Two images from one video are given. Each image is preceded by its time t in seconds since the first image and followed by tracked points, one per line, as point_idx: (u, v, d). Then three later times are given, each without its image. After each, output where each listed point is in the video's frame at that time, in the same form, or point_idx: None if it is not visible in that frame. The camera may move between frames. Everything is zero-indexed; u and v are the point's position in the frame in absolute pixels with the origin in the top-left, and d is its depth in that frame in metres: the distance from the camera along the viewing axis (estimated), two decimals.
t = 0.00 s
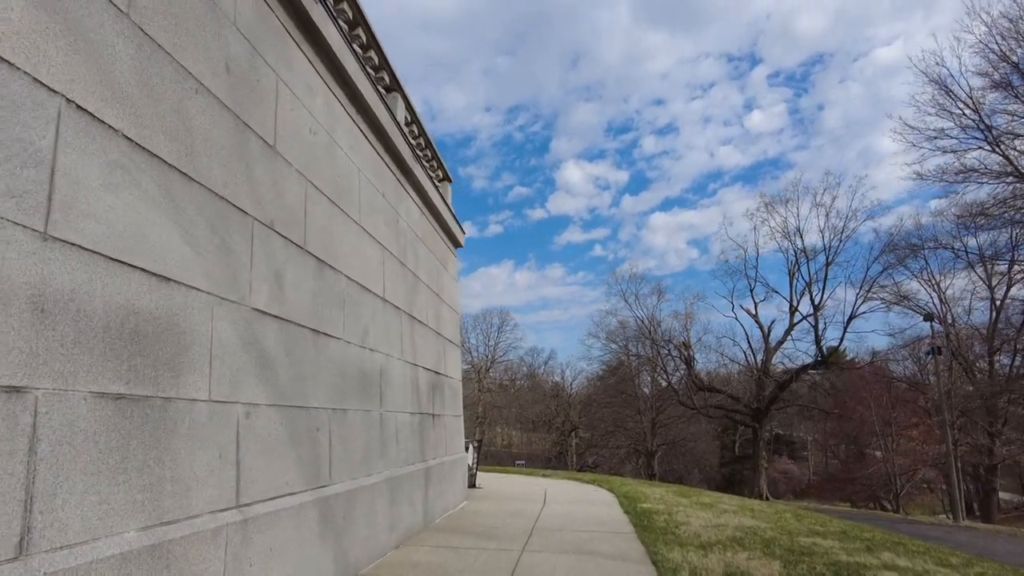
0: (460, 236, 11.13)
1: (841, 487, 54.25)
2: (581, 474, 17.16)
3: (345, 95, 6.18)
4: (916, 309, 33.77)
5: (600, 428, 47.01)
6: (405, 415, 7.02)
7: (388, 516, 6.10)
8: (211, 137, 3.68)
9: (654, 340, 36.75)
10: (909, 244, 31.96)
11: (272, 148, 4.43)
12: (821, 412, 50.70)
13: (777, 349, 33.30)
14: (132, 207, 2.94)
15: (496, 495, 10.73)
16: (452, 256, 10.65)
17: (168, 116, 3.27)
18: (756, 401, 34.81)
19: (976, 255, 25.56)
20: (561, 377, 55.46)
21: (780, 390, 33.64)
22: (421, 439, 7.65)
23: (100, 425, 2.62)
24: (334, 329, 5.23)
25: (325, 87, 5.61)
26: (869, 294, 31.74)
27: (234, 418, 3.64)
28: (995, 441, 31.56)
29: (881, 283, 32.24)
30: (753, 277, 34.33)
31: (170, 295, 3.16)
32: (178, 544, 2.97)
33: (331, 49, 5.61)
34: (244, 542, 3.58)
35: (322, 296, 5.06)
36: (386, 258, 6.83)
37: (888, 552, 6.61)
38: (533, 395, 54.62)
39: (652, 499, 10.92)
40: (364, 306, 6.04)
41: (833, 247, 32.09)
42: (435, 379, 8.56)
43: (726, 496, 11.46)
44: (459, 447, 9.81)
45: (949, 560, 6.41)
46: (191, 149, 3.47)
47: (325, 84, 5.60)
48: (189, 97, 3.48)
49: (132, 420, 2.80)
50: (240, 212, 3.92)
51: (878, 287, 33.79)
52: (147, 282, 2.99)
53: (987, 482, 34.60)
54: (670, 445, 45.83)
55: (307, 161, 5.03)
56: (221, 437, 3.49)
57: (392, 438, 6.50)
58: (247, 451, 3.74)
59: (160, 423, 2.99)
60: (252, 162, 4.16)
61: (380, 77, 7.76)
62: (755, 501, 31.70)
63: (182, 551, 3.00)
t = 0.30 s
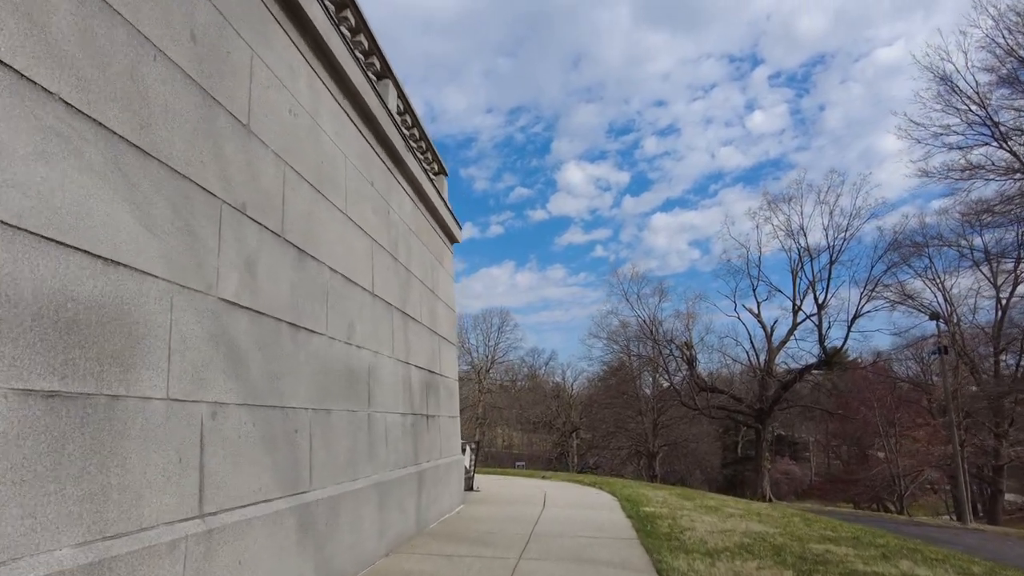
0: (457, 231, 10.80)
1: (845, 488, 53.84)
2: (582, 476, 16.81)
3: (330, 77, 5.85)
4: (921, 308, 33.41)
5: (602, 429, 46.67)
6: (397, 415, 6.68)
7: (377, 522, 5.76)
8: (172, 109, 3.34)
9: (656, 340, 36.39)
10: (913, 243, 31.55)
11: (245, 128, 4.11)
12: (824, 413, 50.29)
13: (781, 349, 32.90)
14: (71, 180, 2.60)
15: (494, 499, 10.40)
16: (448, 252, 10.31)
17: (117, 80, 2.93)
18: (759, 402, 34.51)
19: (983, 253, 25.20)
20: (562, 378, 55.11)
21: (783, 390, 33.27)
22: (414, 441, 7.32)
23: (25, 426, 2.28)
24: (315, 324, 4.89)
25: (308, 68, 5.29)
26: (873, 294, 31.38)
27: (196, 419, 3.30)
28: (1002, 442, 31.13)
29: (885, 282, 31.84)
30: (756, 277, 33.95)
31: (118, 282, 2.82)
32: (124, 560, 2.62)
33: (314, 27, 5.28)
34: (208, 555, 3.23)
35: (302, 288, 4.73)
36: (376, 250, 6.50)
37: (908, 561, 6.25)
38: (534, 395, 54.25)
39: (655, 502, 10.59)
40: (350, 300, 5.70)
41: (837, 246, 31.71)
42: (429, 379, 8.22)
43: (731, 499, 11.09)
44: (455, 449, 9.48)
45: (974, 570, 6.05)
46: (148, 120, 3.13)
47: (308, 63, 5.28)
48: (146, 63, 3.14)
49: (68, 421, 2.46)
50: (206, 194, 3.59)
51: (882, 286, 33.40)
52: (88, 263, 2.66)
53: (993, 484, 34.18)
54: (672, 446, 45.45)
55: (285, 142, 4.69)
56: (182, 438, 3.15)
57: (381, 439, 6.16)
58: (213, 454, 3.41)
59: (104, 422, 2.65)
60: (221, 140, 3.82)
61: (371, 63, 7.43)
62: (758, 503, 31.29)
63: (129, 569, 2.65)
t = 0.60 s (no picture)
0: (454, 226, 10.44)
1: (847, 489, 53.44)
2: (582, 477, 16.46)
3: (316, 55, 5.51)
4: (926, 307, 33.03)
5: (602, 429, 46.30)
6: (387, 415, 6.32)
7: (364, 529, 5.40)
8: (129, 72, 2.99)
9: (657, 340, 35.98)
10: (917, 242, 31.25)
11: (217, 101, 3.76)
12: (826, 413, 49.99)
13: (784, 348, 32.58)
14: None
15: (491, 502, 10.04)
16: (445, 246, 9.95)
17: (54, 31, 2.57)
18: (761, 402, 34.16)
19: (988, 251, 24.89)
20: (563, 378, 54.73)
21: (786, 390, 32.98)
22: (407, 442, 6.96)
23: None
24: (296, 316, 4.53)
25: (291, 43, 4.94)
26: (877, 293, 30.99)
27: (153, 420, 2.93)
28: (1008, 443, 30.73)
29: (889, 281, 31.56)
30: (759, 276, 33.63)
31: (54, 268, 2.47)
32: None
33: None
34: (166, 572, 2.87)
35: (281, 277, 4.38)
36: (366, 241, 6.15)
37: (929, 570, 5.90)
38: (535, 395, 53.93)
39: (658, 505, 10.23)
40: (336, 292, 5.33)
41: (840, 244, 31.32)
42: (423, 376, 7.86)
43: (737, 501, 10.78)
44: (451, 450, 9.12)
45: None
46: (98, 81, 2.77)
47: (291, 38, 4.93)
48: (93, 19, 2.79)
49: None
50: (168, 169, 3.24)
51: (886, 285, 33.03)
52: (16, 238, 2.30)
53: (999, 485, 33.79)
54: (673, 447, 45.13)
55: (265, 121, 4.35)
56: (134, 440, 2.79)
57: (370, 440, 5.81)
58: (173, 457, 3.05)
59: (31, 419, 2.29)
60: (188, 111, 3.45)
61: (362, 45, 7.09)
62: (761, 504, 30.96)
63: None
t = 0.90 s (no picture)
0: (449, 222, 10.12)
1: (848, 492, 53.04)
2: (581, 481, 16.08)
3: (299, 32, 5.17)
4: (928, 308, 32.74)
5: (602, 432, 45.88)
6: (375, 417, 5.99)
7: (347, 538, 5.06)
8: (74, 29, 2.67)
9: (657, 341, 35.58)
10: (920, 243, 30.94)
11: (182, 71, 3.43)
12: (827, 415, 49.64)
13: (786, 350, 32.24)
14: None
15: (487, 507, 9.69)
16: (439, 242, 9.63)
17: None
18: (763, 404, 33.82)
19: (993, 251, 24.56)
20: (562, 380, 54.34)
21: (788, 392, 32.62)
22: (397, 445, 6.61)
23: None
24: (272, 308, 4.20)
25: (270, 17, 4.61)
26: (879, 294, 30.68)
27: (97, 420, 2.60)
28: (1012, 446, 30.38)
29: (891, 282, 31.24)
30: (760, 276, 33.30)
31: None
32: None
33: None
34: None
35: (255, 266, 4.05)
36: (354, 231, 5.83)
37: None
38: (533, 397, 53.55)
39: (659, 510, 9.89)
40: (319, 284, 5.00)
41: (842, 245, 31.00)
42: (415, 376, 7.52)
43: (741, 506, 10.47)
44: (445, 453, 8.78)
45: None
46: (31, 36, 2.45)
47: (270, 11, 4.61)
48: None
49: None
50: (121, 141, 2.90)
51: (889, 286, 32.73)
52: None
53: (1004, 489, 33.40)
54: (673, 450, 44.75)
55: (239, 98, 4.02)
56: (69, 442, 2.44)
57: (356, 443, 5.47)
58: (123, 462, 2.72)
59: None
60: (149, 77, 3.12)
61: (351, 28, 6.78)
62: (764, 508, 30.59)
63: None
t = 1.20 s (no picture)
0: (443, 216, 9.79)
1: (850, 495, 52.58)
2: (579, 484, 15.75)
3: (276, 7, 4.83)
4: (932, 308, 32.38)
5: (602, 433, 45.48)
6: (360, 418, 5.65)
7: (328, 545, 4.73)
8: None
9: (657, 341, 35.18)
10: (923, 242, 30.59)
11: (136, 35, 3.10)
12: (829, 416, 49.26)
13: (787, 350, 31.88)
14: None
15: (482, 511, 9.36)
16: (432, 237, 9.29)
17: None
18: (765, 406, 33.45)
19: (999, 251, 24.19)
20: (562, 381, 53.95)
21: (790, 394, 32.27)
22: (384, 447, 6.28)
23: None
24: (240, 299, 3.86)
25: None
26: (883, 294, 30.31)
27: (19, 420, 2.25)
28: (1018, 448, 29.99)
29: (895, 282, 30.88)
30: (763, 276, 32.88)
31: None
32: None
33: None
34: None
35: (221, 252, 3.71)
36: (338, 221, 5.50)
37: None
38: (533, 399, 53.21)
39: (661, 515, 9.56)
40: (295, 276, 4.66)
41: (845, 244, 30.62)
42: (405, 376, 7.18)
43: (743, 510, 10.16)
44: (438, 455, 8.45)
45: None
46: None
47: None
48: None
49: None
50: (58, 108, 2.56)
51: (892, 286, 32.38)
52: None
53: (1009, 491, 33.00)
54: (674, 451, 44.36)
55: (204, 70, 3.68)
56: None
57: (338, 445, 5.14)
58: (51, 466, 2.38)
59: None
60: (92, 38, 2.78)
61: (337, 9, 6.44)
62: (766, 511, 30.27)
63: None
